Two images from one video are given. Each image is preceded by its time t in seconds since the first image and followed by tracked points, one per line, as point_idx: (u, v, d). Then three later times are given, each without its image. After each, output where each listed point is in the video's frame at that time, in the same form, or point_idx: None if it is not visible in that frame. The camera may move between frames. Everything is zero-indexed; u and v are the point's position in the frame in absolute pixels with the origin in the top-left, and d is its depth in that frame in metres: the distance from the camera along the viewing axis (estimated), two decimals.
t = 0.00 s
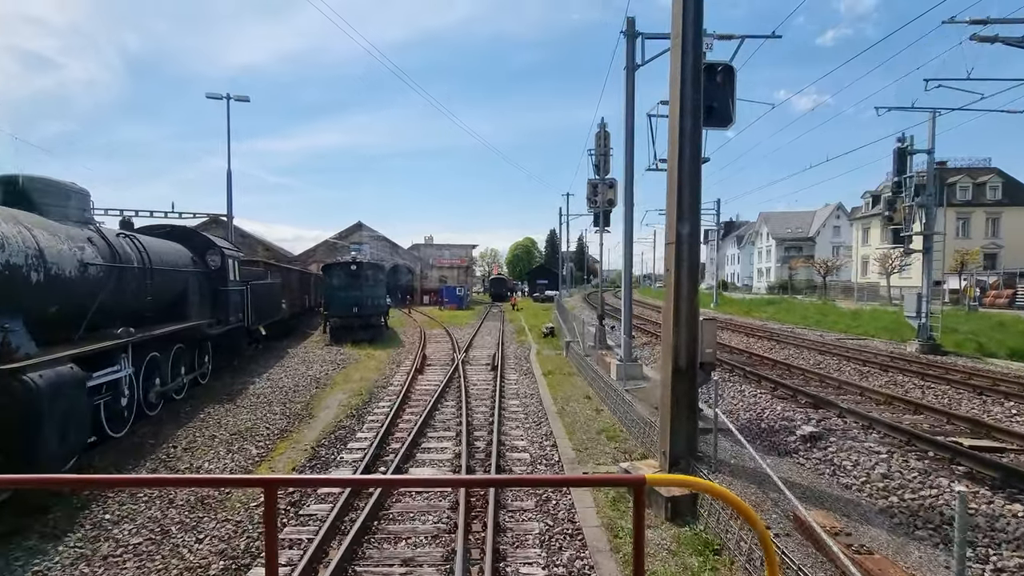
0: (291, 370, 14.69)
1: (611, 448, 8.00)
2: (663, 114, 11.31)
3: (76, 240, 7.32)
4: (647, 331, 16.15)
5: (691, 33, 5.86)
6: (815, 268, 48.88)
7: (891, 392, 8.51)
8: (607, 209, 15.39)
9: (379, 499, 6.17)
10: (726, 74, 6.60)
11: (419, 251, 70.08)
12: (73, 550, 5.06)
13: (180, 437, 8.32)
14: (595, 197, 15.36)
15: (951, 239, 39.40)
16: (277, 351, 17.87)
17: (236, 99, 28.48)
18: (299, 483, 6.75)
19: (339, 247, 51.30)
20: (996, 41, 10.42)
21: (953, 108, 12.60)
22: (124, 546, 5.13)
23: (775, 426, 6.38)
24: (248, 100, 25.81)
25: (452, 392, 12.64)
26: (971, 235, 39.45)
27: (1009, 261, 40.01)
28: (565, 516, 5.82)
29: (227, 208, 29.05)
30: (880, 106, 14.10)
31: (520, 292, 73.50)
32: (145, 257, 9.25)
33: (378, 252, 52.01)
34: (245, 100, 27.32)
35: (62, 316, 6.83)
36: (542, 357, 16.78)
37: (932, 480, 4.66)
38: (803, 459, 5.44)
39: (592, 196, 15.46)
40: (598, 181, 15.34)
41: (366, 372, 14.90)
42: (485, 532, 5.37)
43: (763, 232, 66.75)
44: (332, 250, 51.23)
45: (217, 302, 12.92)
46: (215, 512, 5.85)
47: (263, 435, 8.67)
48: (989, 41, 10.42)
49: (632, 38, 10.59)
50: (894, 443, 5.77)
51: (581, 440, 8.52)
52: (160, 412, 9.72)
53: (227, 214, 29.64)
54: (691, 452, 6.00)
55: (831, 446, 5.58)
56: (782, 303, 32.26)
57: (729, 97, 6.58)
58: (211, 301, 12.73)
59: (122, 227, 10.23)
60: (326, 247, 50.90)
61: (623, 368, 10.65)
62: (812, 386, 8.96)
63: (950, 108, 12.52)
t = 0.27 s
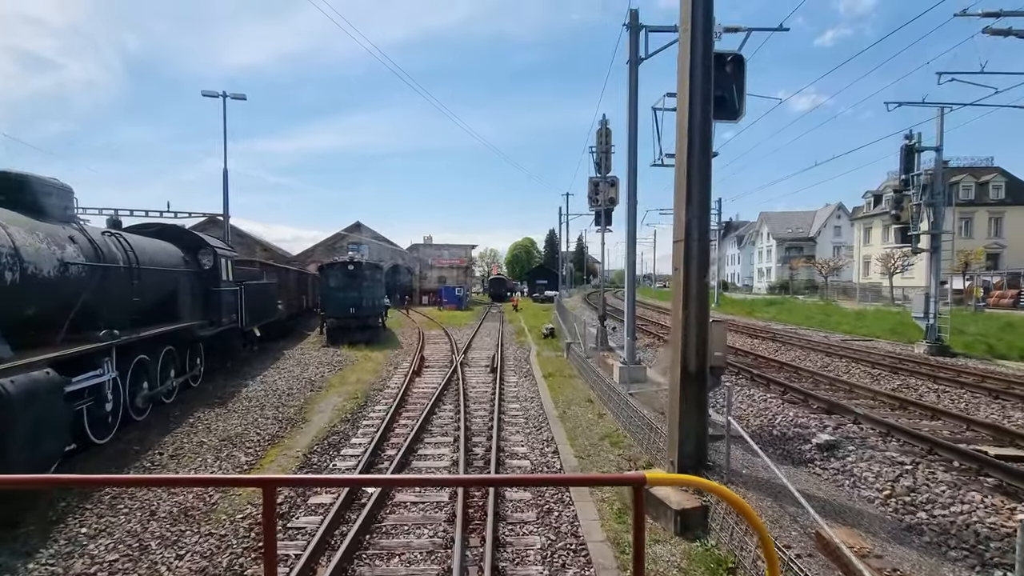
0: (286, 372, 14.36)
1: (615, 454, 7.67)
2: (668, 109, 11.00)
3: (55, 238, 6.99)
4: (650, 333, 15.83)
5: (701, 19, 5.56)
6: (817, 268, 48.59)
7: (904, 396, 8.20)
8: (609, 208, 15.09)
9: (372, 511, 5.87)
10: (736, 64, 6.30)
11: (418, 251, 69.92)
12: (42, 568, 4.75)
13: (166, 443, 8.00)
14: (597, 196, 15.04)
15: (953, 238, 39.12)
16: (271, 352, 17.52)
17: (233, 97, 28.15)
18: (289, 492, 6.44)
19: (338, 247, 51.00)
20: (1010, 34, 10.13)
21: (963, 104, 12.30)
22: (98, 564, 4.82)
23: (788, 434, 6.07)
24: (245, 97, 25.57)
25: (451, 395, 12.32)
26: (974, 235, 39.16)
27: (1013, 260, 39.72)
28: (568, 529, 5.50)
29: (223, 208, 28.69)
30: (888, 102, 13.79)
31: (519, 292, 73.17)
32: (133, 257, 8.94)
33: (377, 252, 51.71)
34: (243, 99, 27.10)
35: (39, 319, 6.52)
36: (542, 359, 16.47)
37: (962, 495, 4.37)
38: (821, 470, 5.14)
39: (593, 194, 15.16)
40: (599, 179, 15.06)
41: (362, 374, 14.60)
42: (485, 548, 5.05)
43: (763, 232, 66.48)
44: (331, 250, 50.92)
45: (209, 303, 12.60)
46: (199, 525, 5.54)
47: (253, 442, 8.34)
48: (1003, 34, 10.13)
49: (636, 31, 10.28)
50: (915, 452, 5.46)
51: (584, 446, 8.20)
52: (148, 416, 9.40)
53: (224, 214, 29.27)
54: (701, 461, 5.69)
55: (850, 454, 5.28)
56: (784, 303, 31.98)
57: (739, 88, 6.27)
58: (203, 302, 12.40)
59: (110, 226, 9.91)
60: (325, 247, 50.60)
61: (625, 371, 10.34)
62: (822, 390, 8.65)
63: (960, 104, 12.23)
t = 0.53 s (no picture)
0: (281, 374, 14.07)
1: (620, 461, 7.37)
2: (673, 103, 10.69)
3: (35, 236, 6.70)
4: (652, 333, 15.52)
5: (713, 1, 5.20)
6: (818, 268, 48.32)
7: (919, 400, 7.91)
8: (611, 205, 14.79)
9: (364, 523, 5.54)
10: (747, 52, 5.99)
11: (418, 250, 69.63)
12: None
13: (153, 448, 7.70)
14: (598, 193, 14.73)
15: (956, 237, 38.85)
16: (267, 353, 17.22)
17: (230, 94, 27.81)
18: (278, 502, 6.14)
19: (336, 246, 50.68)
20: None
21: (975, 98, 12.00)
22: None
23: (802, 441, 5.77)
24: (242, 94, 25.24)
25: (449, 397, 12.02)
26: (977, 234, 38.89)
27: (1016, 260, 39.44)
28: (572, 543, 5.21)
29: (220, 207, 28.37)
30: (896, 97, 13.49)
31: (519, 292, 72.85)
32: (120, 256, 8.66)
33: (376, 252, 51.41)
34: (239, 96, 26.78)
35: (16, 320, 6.23)
36: (542, 359, 16.17)
37: (996, 511, 4.07)
38: (840, 481, 4.84)
39: (595, 191, 14.85)
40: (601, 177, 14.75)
41: (359, 376, 14.30)
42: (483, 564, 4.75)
43: (764, 232, 66.21)
44: (329, 249, 50.60)
45: (201, 303, 12.28)
46: (181, 538, 5.25)
47: (243, 447, 8.04)
48: (1018, 25, 9.83)
49: (640, 22, 9.97)
50: (940, 461, 5.17)
51: (587, 452, 7.87)
52: (136, 420, 9.09)
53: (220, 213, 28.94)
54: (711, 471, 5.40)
55: (871, 464, 4.98)
56: (786, 303, 31.68)
57: (750, 77, 5.96)
58: (195, 302, 12.11)
59: (96, 223, 9.61)
60: (323, 247, 50.29)
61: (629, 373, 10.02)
62: (833, 393, 8.36)
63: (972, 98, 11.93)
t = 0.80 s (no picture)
0: (276, 375, 13.78)
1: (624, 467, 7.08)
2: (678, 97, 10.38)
3: (13, 234, 6.41)
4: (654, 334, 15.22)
5: None
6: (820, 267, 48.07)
7: (934, 404, 7.63)
8: (612, 203, 14.49)
9: (354, 537, 5.21)
10: (758, 39, 5.67)
11: (417, 249, 69.32)
12: None
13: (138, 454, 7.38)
14: (599, 190, 14.43)
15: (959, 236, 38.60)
16: (263, 354, 16.92)
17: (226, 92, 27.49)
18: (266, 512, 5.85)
19: (335, 245, 50.37)
20: None
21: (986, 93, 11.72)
22: None
23: (819, 449, 5.47)
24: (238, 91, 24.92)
25: (448, 399, 11.73)
26: (979, 233, 38.65)
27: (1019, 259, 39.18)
28: (575, 559, 4.91)
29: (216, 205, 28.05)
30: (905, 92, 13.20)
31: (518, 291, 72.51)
32: (106, 254, 8.37)
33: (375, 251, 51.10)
34: (236, 93, 26.45)
35: None
36: (542, 360, 15.90)
37: None
38: (862, 494, 4.55)
39: (596, 189, 14.56)
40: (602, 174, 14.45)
41: (356, 377, 14.01)
42: None
43: (765, 231, 65.94)
44: (328, 248, 50.28)
45: (193, 303, 11.97)
46: (161, 554, 4.95)
47: (232, 453, 7.74)
48: None
49: (643, 13, 9.67)
50: (966, 472, 4.88)
51: (590, 458, 7.55)
52: (123, 425, 8.80)
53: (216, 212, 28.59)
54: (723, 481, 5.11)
55: (893, 476, 4.69)
56: (788, 302, 31.40)
57: (761, 65, 5.64)
58: (187, 302, 11.82)
59: (82, 221, 9.32)
60: (322, 246, 49.98)
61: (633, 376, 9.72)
62: (843, 396, 8.08)
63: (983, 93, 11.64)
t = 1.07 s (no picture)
0: (271, 377, 13.48)
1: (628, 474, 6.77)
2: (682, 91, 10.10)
3: None
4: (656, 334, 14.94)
5: None
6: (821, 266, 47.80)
7: (950, 407, 7.36)
8: (614, 201, 14.20)
9: (344, 552, 4.92)
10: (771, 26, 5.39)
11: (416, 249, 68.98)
12: None
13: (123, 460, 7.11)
14: (600, 188, 14.16)
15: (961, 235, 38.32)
16: (257, 355, 16.61)
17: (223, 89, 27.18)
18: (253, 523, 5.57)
19: (333, 245, 50.05)
20: None
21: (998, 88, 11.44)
22: None
23: (836, 458, 5.20)
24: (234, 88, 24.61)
25: (446, 401, 11.45)
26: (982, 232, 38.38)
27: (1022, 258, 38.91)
28: None
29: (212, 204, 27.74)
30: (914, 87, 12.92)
31: (518, 291, 72.19)
32: (91, 253, 8.09)
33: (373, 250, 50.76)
34: (232, 91, 26.14)
35: None
36: (543, 361, 15.62)
37: None
38: (885, 507, 4.28)
39: (598, 186, 14.27)
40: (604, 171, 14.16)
41: (352, 378, 13.72)
42: None
43: (765, 230, 65.66)
44: (326, 248, 49.95)
45: (184, 303, 11.68)
46: (139, 570, 4.67)
47: (220, 460, 7.45)
48: None
49: (647, 5, 9.38)
50: (994, 482, 4.61)
51: (593, 465, 7.24)
52: (109, 429, 8.51)
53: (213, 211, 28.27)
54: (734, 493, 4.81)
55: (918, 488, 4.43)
56: (790, 302, 31.12)
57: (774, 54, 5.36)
58: (179, 302, 11.54)
59: (68, 219, 9.06)
60: (320, 245, 49.65)
61: (636, 378, 9.41)
62: (855, 400, 7.79)
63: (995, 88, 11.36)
